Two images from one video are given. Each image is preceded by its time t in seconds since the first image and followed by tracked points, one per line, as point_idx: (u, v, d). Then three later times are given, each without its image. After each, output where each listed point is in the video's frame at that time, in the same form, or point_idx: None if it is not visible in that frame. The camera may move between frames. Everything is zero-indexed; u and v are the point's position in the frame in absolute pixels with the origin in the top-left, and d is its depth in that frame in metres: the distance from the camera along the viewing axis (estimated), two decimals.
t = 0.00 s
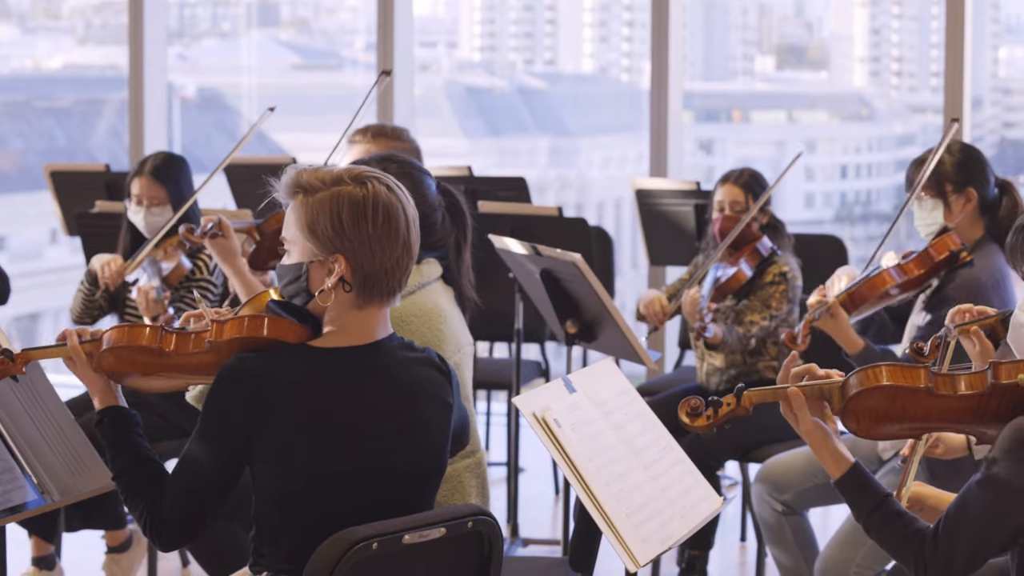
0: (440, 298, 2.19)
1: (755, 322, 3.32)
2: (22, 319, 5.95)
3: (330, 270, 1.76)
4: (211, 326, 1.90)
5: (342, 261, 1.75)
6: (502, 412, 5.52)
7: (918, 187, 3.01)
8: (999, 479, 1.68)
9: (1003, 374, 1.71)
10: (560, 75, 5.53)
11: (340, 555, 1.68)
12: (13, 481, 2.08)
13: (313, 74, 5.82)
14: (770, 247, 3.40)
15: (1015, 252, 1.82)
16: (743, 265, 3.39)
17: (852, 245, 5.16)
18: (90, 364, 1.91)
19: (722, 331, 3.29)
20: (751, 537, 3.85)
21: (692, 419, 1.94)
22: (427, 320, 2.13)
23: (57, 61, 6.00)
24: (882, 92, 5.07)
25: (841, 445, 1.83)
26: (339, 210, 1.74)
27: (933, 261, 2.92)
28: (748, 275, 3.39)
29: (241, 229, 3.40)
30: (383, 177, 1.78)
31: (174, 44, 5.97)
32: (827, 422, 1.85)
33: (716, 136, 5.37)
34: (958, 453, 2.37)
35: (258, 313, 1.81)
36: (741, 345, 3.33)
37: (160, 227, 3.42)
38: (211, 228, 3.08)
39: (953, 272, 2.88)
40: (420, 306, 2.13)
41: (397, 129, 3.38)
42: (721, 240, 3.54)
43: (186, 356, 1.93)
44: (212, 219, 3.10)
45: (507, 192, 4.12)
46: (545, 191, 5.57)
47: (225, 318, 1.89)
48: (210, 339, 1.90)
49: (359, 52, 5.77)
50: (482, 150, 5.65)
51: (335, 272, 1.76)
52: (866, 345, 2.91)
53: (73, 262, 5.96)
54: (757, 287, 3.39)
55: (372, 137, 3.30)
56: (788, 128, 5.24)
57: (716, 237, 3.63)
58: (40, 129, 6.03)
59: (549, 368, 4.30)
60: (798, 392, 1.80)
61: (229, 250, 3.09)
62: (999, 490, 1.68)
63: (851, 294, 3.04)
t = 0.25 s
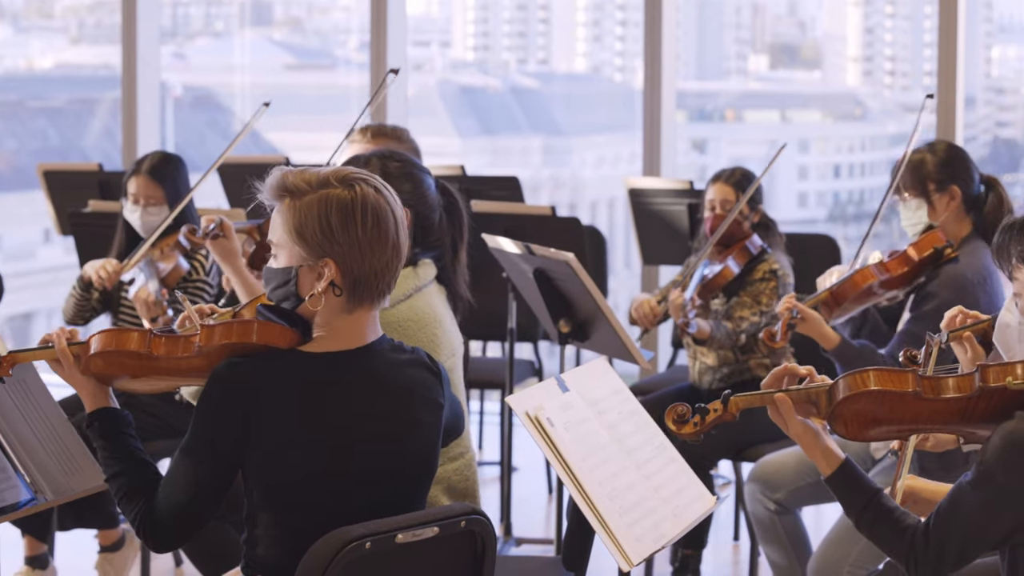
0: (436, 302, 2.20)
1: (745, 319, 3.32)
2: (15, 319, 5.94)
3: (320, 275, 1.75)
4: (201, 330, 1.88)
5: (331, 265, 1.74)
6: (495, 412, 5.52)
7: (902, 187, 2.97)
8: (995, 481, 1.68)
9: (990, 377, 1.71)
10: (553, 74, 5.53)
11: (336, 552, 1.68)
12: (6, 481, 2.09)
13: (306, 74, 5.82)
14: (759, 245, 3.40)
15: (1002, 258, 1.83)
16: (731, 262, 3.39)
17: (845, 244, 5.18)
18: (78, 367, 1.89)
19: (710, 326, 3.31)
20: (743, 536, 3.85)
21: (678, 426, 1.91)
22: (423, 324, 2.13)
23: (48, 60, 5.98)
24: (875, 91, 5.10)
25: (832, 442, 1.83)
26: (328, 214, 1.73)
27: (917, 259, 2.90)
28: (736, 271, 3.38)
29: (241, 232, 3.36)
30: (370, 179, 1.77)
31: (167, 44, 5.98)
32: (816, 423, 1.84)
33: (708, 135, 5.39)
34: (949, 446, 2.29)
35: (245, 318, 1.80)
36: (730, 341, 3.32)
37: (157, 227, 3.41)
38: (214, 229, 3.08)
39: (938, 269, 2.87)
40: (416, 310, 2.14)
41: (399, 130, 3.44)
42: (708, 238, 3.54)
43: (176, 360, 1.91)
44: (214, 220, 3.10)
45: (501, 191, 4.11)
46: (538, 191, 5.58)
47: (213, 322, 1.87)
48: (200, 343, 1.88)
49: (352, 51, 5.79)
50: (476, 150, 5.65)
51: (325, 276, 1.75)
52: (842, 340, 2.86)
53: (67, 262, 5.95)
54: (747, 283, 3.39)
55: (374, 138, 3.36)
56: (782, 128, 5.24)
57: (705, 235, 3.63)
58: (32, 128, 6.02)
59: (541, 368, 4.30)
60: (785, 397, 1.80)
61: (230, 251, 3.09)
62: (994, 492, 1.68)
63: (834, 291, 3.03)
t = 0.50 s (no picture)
0: (429, 304, 2.18)
1: (733, 317, 3.34)
2: (6, 319, 5.93)
3: (307, 278, 1.75)
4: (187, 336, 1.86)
5: (318, 268, 1.74)
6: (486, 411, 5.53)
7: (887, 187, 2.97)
8: (983, 480, 1.68)
9: (977, 378, 1.74)
10: (543, 74, 5.56)
11: (326, 553, 1.67)
12: None
13: (296, 73, 5.81)
14: (748, 243, 3.41)
15: (984, 260, 1.83)
16: (717, 258, 3.41)
17: (835, 242, 5.18)
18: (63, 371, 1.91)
19: (698, 324, 3.31)
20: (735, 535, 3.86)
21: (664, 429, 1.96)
22: (418, 328, 2.11)
23: (38, 59, 5.99)
24: (866, 90, 5.10)
25: (817, 443, 1.83)
26: (313, 216, 1.73)
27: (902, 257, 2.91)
28: (723, 268, 3.40)
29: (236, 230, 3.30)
30: (354, 181, 1.77)
31: (157, 44, 6.00)
32: (802, 423, 1.84)
33: (699, 135, 5.42)
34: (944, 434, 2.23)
35: (233, 323, 1.79)
36: (718, 339, 3.33)
37: (149, 227, 3.40)
38: (210, 230, 3.10)
39: (924, 265, 2.87)
40: (412, 314, 2.12)
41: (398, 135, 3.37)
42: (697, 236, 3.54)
43: (160, 365, 1.91)
44: (210, 221, 3.12)
45: (491, 191, 4.11)
46: (529, 190, 5.59)
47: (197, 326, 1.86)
48: (184, 348, 1.87)
49: (343, 51, 5.78)
50: (466, 149, 5.66)
51: (312, 279, 1.75)
52: (828, 339, 2.83)
53: (57, 261, 5.95)
54: (734, 281, 3.40)
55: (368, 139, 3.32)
56: (772, 128, 5.26)
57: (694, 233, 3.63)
58: (22, 128, 6.02)
59: (532, 367, 4.30)
60: (771, 399, 1.80)
61: (223, 252, 3.12)
62: (980, 492, 1.68)
63: (819, 292, 3.03)
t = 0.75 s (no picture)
0: (426, 305, 2.19)
1: (725, 316, 3.34)
2: None
3: (295, 280, 1.75)
4: (173, 338, 1.85)
5: (306, 270, 1.74)
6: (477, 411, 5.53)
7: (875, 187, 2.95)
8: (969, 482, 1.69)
9: (966, 381, 1.73)
10: (534, 74, 5.61)
11: (318, 552, 1.67)
12: None
13: (288, 73, 5.86)
14: (739, 243, 3.40)
15: (971, 264, 1.84)
16: (709, 257, 3.40)
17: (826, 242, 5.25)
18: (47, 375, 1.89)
19: (688, 323, 3.30)
20: (725, 535, 3.87)
21: (652, 436, 1.89)
22: (414, 329, 2.11)
23: (29, 59, 5.98)
24: (858, 90, 5.18)
25: (806, 450, 1.81)
26: (299, 217, 1.73)
27: (889, 254, 2.90)
28: (715, 267, 3.39)
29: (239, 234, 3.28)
30: (340, 181, 1.77)
31: (148, 43, 6.00)
32: (790, 429, 1.83)
33: (691, 134, 5.45)
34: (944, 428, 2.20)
35: (221, 325, 1.78)
36: (709, 338, 3.33)
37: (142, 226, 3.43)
38: (209, 231, 3.07)
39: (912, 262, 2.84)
40: (409, 315, 2.12)
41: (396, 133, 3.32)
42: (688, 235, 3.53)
43: (148, 369, 1.90)
44: (210, 221, 3.09)
45: (483, 190, 4.12)
46: (522, 190, 5.62)
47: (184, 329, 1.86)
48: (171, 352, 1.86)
49: (334, 50, 5.83)
50: (458, 149, 5.69)
51: (299, 281, 1.75)
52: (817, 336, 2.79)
53: (49, 261, 5.94)
54: (725, 280, 3.40)
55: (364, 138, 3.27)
56: (764, 127, 5.33)
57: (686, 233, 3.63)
58: (13, 128, 6.01)
59: (523, 366, 4.31)
60: (758, 404, 1.79)
61: (219, 251, 3.08)
62: (968, 494, 1.69)
63: (806, 285, 3.02)
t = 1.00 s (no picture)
0: (416, 305, 2.17)
1: (713, 317, 3.34)
2: None
3: (275, 280, 1.74)
4: (157, 341, 1.84)
5: (287, 270, 1.72)
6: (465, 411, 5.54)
7: (864, 184, 2.92)
8: (959, 486, 1.67)
9: (954, 383, 1.73)
10: (522, 72, 5.66)
11: (304, 553, 1.66)
12: None
13: (273, 72, 5.88)
14: (728, 243, 3.38)
15: (956, 266, 1.83)
16: (697, 259, 3.37)
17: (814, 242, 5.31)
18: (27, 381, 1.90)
19: (679, 324, 3.27)
20: (714, 536, 3.87)
21: (637, 443, 1.78)
22: (403, 332, 2.10)
23: (15, 58, 5.97)
24: (847, 88, 5.22)
25: (792, 458, 1.79)
26: (279, 217, 1.72)
27: (877, 252, 2.88)
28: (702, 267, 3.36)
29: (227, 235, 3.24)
30: (319, 180, 1.76)
31: (134, 43, 6.00)
32: (773, 435, 1.80)
33: (678, 133, 5.51)
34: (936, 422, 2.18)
35: (203, 328, 1.77)
36: (700, 340, 3.33)
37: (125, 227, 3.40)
38: (200, 231, 3.08)
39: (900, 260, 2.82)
40: (399, 316, 2.11)
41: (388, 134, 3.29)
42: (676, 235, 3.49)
43: (130, 372, 1.89)
44: (199, 222, 3.10)
45: (469, 189, 4.11)
46: (508, 190, 5.70)
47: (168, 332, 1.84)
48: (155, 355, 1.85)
49: (320, 49, 5.85)
50: (445, 148, 5.77)
51: (281, 281, 1.73)
52: (804, 333, 2.79)
53: (34, 260, 5.94)
54: (714, 280, 3.38)
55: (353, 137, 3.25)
56: (752, 125, 5.38)
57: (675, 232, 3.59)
58: None
59: (511, 366, 4.31)
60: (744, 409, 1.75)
61: (210, 250, 3.10)
62: (958, 498, 1.67)
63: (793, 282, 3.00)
